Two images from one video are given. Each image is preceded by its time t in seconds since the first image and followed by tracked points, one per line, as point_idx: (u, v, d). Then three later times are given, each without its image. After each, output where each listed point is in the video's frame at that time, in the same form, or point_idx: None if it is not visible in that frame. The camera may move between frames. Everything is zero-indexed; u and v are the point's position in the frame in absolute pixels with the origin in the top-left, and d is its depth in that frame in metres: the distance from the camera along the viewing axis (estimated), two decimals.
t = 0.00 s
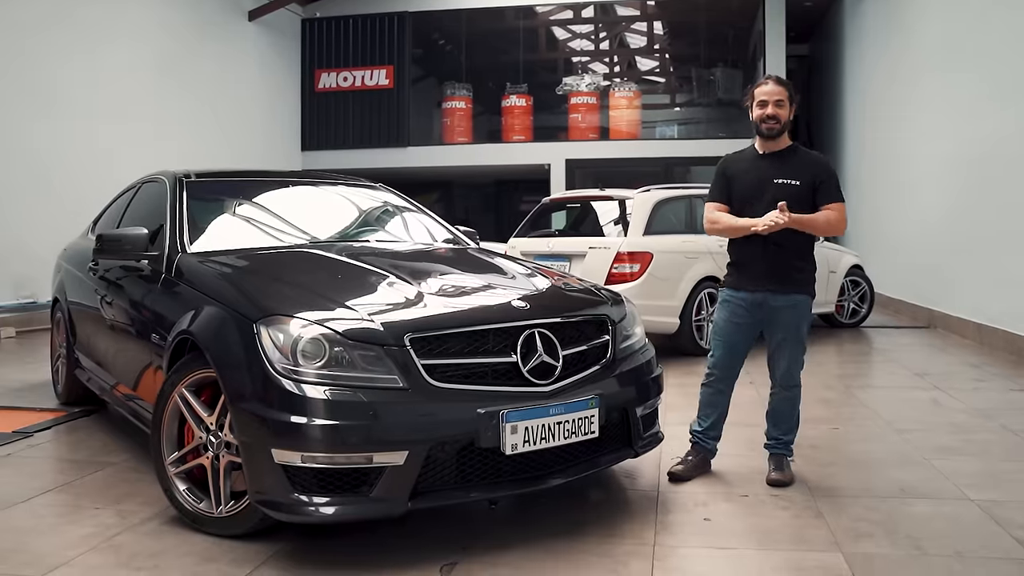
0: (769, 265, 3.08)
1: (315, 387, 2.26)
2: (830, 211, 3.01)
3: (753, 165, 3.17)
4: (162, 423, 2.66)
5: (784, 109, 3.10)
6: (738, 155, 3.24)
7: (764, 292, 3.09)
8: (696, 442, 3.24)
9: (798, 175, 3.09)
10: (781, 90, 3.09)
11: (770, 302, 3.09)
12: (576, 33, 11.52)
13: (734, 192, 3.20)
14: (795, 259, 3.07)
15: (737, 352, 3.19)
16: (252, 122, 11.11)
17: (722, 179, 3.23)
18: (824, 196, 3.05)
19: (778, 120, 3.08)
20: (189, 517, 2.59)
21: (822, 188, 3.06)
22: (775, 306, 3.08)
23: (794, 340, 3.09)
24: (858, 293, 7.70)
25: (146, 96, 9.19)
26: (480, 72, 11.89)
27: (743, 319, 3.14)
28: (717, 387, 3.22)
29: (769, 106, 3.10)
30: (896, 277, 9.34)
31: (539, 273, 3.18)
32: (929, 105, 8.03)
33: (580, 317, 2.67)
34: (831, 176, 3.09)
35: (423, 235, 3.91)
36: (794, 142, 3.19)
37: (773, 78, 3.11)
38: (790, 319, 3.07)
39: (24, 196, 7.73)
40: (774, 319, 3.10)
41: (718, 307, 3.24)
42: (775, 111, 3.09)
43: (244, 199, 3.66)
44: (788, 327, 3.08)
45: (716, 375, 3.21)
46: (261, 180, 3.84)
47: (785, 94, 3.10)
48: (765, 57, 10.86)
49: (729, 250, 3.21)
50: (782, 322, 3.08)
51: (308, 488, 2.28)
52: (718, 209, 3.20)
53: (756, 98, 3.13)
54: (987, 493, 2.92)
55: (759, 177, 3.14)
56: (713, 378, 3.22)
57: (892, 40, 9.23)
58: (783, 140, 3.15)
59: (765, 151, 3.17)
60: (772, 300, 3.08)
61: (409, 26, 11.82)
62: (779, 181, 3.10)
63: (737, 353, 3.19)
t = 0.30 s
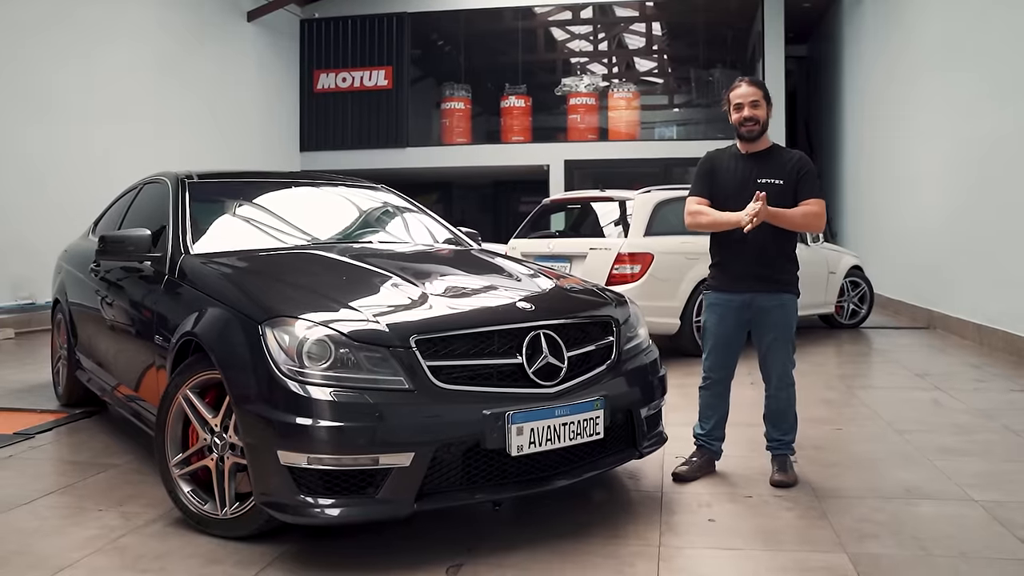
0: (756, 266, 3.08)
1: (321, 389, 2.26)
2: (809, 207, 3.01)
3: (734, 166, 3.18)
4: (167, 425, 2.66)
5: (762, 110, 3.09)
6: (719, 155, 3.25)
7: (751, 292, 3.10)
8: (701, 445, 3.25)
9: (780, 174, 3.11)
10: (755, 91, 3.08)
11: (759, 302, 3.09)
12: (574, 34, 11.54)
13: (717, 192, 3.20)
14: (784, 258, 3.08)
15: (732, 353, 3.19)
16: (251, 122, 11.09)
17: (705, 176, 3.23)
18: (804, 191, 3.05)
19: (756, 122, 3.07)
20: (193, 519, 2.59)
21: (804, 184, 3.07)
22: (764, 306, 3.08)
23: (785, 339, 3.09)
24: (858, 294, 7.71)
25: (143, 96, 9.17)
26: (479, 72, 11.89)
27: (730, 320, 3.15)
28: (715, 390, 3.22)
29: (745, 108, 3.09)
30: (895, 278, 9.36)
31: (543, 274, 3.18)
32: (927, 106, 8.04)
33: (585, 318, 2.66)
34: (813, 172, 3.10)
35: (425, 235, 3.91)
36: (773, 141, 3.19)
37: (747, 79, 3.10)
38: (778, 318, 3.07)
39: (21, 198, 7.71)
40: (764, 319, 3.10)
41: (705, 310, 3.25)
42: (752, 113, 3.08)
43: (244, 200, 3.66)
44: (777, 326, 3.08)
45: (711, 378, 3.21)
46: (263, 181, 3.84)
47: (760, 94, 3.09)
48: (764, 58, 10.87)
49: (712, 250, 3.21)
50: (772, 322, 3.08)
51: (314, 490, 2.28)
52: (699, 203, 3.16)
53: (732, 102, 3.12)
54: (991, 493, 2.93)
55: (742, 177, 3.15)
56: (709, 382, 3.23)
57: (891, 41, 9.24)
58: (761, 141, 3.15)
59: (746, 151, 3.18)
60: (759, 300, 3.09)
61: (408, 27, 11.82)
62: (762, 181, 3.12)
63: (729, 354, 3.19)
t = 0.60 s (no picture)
0: (745, 266, 3.09)
1: (327, 391, 2.25)
2: (791, 209, 3.03)
3: (719, 167, 3.19)
4: (171, 426, 2.65)
5: (741, 113, 3.09)
6: (702, 155, 3.24)
7: (740, 292, 3.11)
8: (704, 446, 3.25)
9: (765, 174, 3.13)
10: (735, 93, 3.08)
11: (749, 302, 3.10)
12: (573, 35, 11.55)
13: (702, 194, 3.20)
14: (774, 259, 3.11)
15: (727, 353, 3.19)
16: (251, 122, 11.10)
17: (689, 177, 3.22)
18: (787, 189, 3.08)
19: (738, 124, 3.08)
20: (197, 520, 2.58)
21: (787, 184, 3.09)
22: (754, 306, 3.09)
23: (778, 338, 3.10)
24: (857, 295, 7.72)
25: (142, 96, 9.16)
26: (478, 73, 11.89)
27: (721, 321, 3.15)
28: (712, 391, 3.21)
29: (725, 111, 3.10)
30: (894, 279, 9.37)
31: (547, 275, 3.18)
32: (926, 107, 8.05)
33: (589, 320, 2.67)
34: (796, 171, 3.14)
35: (426, 236, 3.91)
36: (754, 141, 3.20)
37: (726, 81, 3.09)
38: (769, 318, 3.08)
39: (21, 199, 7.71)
40: (756, 319, 3.10)
41: (693, 312, 3.24)
42: (732, 115, 3.09)
43: (245, 200, 3.65)
44: (769, 326, 3.09)
45: (707, 380, 3.21)
46: (263, 182, 3.83)
47: (740, 96, 3.09)
48: (763, 59, 10.88)
49: (697, 252, 3.22)
50: (764, 322, 3.09)
51: (320, 492, 2.28)
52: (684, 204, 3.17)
53: (712, 104, 3.12)
54: (995, 494, 2.94)
55: (728, 179, 3.16)
56: (706, 384, 3.21)
57: (891, 42, 9.25)
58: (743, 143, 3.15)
59: (730, 152, 3.18)
60: (748, 300, 3.10)
61: (406, 28, 11.82)
62: (748, 183, 3.13)
63: (722, 354, 3.19)
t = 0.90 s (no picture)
0: (740, 268, 3.10)
1: (332, 391, 2.25)
2: (782, 214, 3.06)
3: (710, 170, 3.18)
4: (175, 427, 2.65)
5: (733, 116, 3.08)
6: (693, 158, 3.23)
7: (735, 292, 3.11)
8: (706, 446, 3.25)
9: (756, 177, 3.13)
10: (727, 96, 3.06)
11: (744, 302, 3.11)
12: (572, 36, 11.56)
13: (693, 198, 3.21)
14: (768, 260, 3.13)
15: (723, 352, 3.19)
16: (250, 123, 11.10)
17: (680, 181, 3.23)
18: (779, 190, 3.10)
19: (728, 128, 3.07)
20: (201, 521, 2.58)
21: (779, 187, 3.10)
22: (749, 307, 3.10)
23: (772, 336, 3.12)
24: (857, 295, 7.73)
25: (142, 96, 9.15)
26: (477, 74, 11.89)
27: (717, 321, 3.15)
28: (711, 391, 3.21)
29: (716, 114, 3.08)
30: (893, 280, 9.38)
31: (549, 275, 3.18)
32: (925, 107, 8.05)
33: (594, 319, 2.66)
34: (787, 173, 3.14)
35: (427, 236, 3.90)
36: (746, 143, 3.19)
37: (718, 83, 3.07)
38: (763, 317, 3.10)
39: (22, 199, 7.71)
40: (752, 319, 3.12)
41: (687, 312, 3.24)
42: (723, 118, 3.07)
43: (245, 200, 3.64)
44: (763, 326, 3.11)
45: (705, 379, 3.21)
46: (264, 182, 3.82)
47: (731, 99, 3.07)
48: (762, 59, 10.90)
49: (690, 255, 3.23)
50: (759, 322, 3.11)
51: (325, 492, 2.28)
52: (673, 210, 3.20)
53: (704, 107, 3.11)
54: (997, 493, 2.94)
55: (719, 183, 3.16)
56: (704, 384, 3.21)
57: (890, 43, 9.25)
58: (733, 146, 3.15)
59: (720, 155, 3.17)
60: (743, 300, 3.11)
61: (405, 28, 11.82)
62: (740, 186, 3.14)
63: (719, 353, 3.19)
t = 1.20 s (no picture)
0: (738, 267, 3.10)
1: (337, 390, 2.25)
2: (780, 213, 3.07)
3: (707, 171, 3.19)
4: (178, 426, 2.65)
5: (731, 118, 3.08)
6: (690, 158, 3.24)
7: (734, 292, 3.12)
8: (708, 445, 3.25)
9: (753, 177, 3.14)
10: (724, 97, 3.05)
11: (743, 302, 3.12)
12: (570, 35, 11.56)
13: (690, 198, 3.22)
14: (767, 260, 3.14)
15: (723, 352, 3.19)
16: (248, 123, 11.08)
17: (676, 181, 3.23)
18: (777, 189, 3.10)
19: (725, 129, 3.06)
20: (205, 520, 2.58)
21: (776, 187, 3.11)
22: (748, 307, 3.11)
23: (770, 335, 3.13)
24: (856, 295, 7.74)
25: (138, 95, 9.11)
26: (475, 73, 11.88)
27: (717, 321, 3.15)
28: (712, 390, 3.21)
29: (714, 115, 3.08)
30: (893, 280, 9.38)
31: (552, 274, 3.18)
32: (925, 107, 8.05)
33: (597, 318, 2.67)
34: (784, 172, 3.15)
35: (427, 235, 3.90)
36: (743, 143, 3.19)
37: (715, 84, 3.06)
38: (761, 317, 3.11)
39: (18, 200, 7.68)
40: (750, 319, 3.12)
41: (687, 311, 3.24)
42: (720, 119, 3.07)
43: (246, 200, 3.64)
44: (762, 325, 3.12)
45: (705, 378, 3.21)
46: (264, 181, 3.82)
47: (728, 99, 3.07)
48: (762, 59, 10.91)
49: (688, 254, 3.23)
50: (758, 322, 3.12)
51: (330, 491, 2.28)
52: (669, 211, 3.21)
53: (701, 108, 3.10)
54: (999, 492, 2.95)
55: (717, 183, 3.16)
56: (704, 383, 3.22)
57: (889, 43, 9.25)
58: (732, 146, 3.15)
59: (717, 155, 3.18)
60: (742, 301, 3.12)
61: (404, 27, 11.82)
62: (738, 186, 3.14)
63: (719, 353, 3.19)
